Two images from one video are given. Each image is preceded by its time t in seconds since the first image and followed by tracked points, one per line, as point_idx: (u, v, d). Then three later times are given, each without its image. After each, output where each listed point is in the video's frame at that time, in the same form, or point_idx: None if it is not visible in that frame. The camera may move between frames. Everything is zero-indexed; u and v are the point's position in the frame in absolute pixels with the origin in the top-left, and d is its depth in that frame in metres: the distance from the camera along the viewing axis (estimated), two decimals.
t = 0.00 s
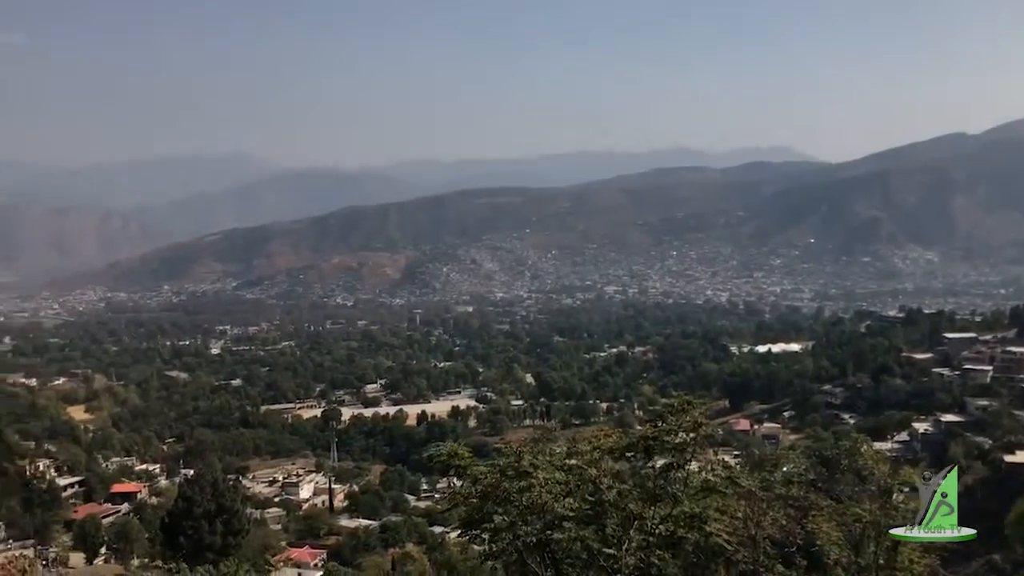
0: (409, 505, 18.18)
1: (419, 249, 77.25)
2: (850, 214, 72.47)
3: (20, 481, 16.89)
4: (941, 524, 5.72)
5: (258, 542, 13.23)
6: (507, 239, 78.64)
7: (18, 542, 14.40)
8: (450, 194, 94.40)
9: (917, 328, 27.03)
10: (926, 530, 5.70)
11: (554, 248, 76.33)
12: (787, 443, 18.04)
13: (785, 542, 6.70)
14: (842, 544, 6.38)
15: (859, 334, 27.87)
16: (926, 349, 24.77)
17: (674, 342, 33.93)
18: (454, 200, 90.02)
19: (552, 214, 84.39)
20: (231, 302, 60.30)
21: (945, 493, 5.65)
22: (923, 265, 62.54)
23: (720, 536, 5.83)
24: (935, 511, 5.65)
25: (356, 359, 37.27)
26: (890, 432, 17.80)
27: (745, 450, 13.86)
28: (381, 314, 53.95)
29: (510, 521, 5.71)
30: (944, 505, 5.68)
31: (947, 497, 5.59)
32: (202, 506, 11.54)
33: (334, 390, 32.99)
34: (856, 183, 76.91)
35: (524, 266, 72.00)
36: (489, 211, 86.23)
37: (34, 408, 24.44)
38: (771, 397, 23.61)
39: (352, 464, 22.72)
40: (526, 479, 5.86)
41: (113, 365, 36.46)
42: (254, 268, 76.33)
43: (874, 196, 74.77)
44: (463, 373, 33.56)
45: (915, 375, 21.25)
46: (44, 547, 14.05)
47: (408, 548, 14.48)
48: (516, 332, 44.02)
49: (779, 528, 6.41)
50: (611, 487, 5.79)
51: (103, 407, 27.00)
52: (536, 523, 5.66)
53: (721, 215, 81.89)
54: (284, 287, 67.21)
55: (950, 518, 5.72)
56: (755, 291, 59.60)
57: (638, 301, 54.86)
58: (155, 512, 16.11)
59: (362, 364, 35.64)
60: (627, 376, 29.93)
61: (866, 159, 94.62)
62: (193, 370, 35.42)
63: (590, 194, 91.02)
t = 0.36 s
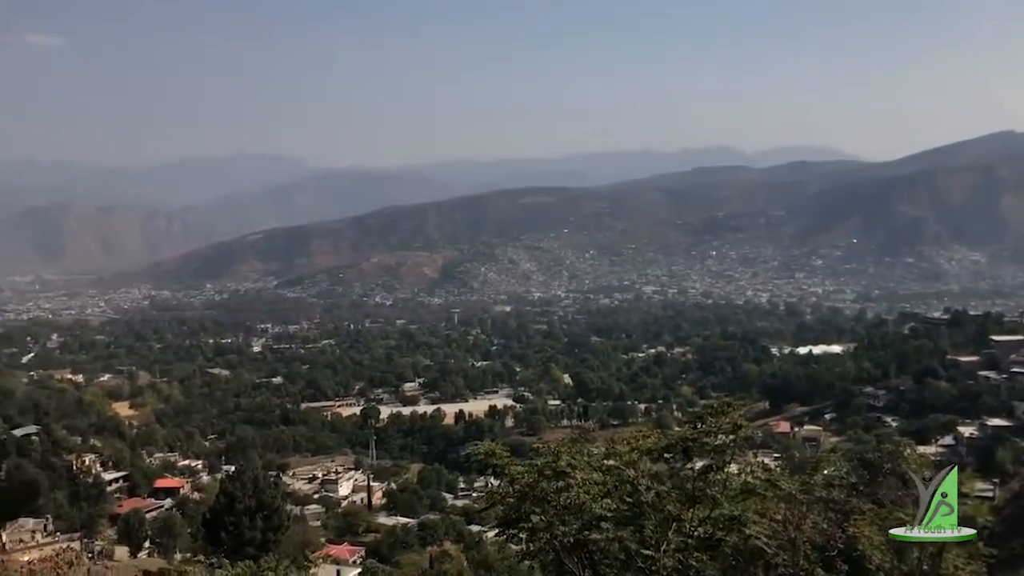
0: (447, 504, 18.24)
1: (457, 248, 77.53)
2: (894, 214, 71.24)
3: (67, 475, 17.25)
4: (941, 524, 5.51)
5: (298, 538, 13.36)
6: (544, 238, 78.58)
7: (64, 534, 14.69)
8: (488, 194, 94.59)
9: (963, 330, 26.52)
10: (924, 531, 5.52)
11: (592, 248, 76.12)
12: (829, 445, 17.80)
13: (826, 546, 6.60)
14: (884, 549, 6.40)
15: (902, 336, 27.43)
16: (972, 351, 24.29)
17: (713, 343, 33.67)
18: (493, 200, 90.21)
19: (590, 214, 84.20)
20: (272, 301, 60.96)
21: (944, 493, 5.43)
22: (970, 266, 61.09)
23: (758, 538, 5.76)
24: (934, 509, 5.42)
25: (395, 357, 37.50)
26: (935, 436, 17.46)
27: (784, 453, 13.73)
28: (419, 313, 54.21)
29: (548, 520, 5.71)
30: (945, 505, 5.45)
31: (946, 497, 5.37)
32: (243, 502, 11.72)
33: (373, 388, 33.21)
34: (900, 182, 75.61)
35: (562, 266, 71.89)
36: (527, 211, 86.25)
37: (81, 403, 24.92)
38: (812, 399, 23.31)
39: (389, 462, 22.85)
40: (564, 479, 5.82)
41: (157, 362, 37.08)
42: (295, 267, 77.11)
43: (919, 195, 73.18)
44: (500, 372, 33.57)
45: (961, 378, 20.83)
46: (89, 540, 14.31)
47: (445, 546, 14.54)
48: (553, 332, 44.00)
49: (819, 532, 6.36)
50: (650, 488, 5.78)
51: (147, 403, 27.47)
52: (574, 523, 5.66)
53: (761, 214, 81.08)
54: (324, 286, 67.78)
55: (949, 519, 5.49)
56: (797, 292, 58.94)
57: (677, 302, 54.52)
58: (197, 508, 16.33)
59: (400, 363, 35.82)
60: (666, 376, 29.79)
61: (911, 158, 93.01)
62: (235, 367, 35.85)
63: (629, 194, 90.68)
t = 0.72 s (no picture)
0: (485, 503, 18.27)
1: (495, 249, 77.64)
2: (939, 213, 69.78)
3: (112, 471, 17.57)
4: (941, 523, 5.33)
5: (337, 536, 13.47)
6: (583, 239, 78.37)
7: (110, 529, 14.97)
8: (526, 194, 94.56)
9: (1010, 333, 25.97)
10: (923, 530, 5.35)
11: (630, 248, 75.77)
12: (871, 448, 17.56)
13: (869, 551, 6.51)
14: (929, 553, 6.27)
15: (947, 338, 26.93)
16: (1020, 354, 23.76)
17: (753, 345, 33.34)
18: (531, 201, 90.15)
19: (628, 214, 83.81)
20: (313, 300, 61.51)
21: (943, 493, 5.25)
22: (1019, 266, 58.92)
23: (799, 543, 5.69)
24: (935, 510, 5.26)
25: (433, 357, 37.65)
26: (981, 441, 17.10)
27: (825, 455, 13.56)
28: (457, 313, 54.36)
29: (586, 521, 5.73)
30: (944, 505, 5.28)
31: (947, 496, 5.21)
32: (283, 499, 11.83)
33: (411, 387, 33.38)
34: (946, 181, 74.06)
35: (600, 266, 71.64)
36: (565, 211, 86.10)
37: (126, 401, 25.37)
38: (853, 401, 23.00)
39: (427, 461, 22.94)
40: (602, 480, 5.82)
41: (200, 360, 37.65)
42: (334, 267, 77.73)
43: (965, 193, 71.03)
44: (538, 372, 33.53)
45: (1008, 381, 20.38)
46: (134, 535, 14.56)
47: (483, 545, 14.57)
48: (591, 333, 43.88)
49: (860, 537, 6.28)
50: (689, 490, 5.75)
51: (190, 400, 27.87)
52: (612, 525, 5.67)
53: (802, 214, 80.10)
54: (363, 286, 68.24)
55: (947, 518, 5.29)
56: (838, 293, 58.14)
57: (716, 303, 54.08)
58: (238, 504, 16.54)
59: (438, 363, 35.95)
60: (705, 378, 29.58)
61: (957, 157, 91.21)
62: (276, 366, 36.26)
63: (668, 193, 90.13)
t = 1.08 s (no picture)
0: (518, 504, 18.28)
1: (528, 250, 77.73)
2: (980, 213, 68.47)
3: (150, 470, 17.84)
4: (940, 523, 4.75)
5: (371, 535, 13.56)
6: (616, 240, 78.21)
7: (148, 526, 15.19)
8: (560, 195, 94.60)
9: None
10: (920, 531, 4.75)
11: (664, 248, 75.48)
12: (909, 451, 17.32)
13: (908, 555, 6.40)
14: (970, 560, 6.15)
15: (988, 340, 26.46)
16: None
17: (789, 346, 33.06)
18: (564, 201, 90.22)
19: (662, 214, 83.52)
20: (347, 301, 61.99)
21: (945, 493, 4.70)
22: None
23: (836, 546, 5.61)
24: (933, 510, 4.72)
25: (466, 357, 37.82)
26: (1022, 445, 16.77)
27: (864, 458, 13.42)
28: (490, 314, 54.54)
29: (620, 523, 5.76)
30: (943, 505, 4.72)
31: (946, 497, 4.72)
32: (318, 499, 11.93)
33: (444, 388, 33.54)
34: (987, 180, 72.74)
35: (634, 267, 71.42)
36: (599, 212, 85.99)
37: (164, 399, 25.76)
38: (891, 404, 22.71)
39: (460, 462, 23.02)
40: (637, 482, 5.86)
41: (236, 359, 38.13)
42: (369, 268, 78.31)
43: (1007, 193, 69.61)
44: (571, 374, 33.50)
45: None
46: (171, 533, 14.76)
47: (516, 547, 14.57)
48: (624, 334, 43.80)
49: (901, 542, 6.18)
50: (724, 493, 5.73)
51: (227, 399, 28.25)
52: (646, 526, 5.68)
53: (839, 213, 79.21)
54: (397, 287, 68.64)
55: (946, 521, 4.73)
56: (875, 294, 57.46)
57: (751, 304, 53.70)
58: (273, 503, 16.70)
59: (471, 363, 36.09)
60: (740, 380, 29.39)
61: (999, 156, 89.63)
62: (311, 366, 36.61)
63: (702, 194, 89.65)
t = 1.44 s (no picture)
0: (556, 506, 18.26)
1: (566, 251, 77.61)
2: None
3: (193, 468, 18.13)
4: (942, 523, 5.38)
5: (411, 534, 13.68)
6: (654, 241, 77.80)
7: (191, 524, 15.43)
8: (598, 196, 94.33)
9: None
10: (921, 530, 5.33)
11: (703, 249, 74.93)
12: (955, 455, 17.02)
13: (952, 561, 6.31)
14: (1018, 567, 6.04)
15: None
16: None
17: (831, 348, 32.63)
18: (602, 202, 89.93)
19: (701, 215, 82.89)
20: (387, 302, 62.36)
21: (945, 493, 5.29)
22: None
23: (879, 551, 5.56)
24: (933, 510, 5.34)
25: (504, 359, 37.83)
26: None
27: (910, 462, 13.21)
28: (529, 315, 54.54)
29: (659, 526, 5.73)
30: (944, 505, 5.32)
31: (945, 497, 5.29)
32: (358, 498, 12.05)
33: (483, 389, 33.59)
34: None
35: (673, 268, 70.95)
36: (637, 213, 85.60)
37: (207, 399, 26.13)
38: (936, 408, 22.31)
39: (499, 463, 23.04)
40: (676, 485, 5.87)
41: (277, 360, 38.56)
42: (408, 269, 78.71)
43: None
44: (609, 376, 33.36)
45: None
46: (214, 531, 14.99)
47: (554, 549, 14.56)
48: (664, 336, 43.54)
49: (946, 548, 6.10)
50: (765, 497, 5.71)
51: (268, 399, 28.57)
52: (686, 529, 5.65)
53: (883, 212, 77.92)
54: (436, 288, 68.93)
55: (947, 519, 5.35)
56: (920, 296, 56.51)
57: (792, 305, 53.09)
58: (314, 502, 16.90)
59: (510, 365, 36.12)
60: (781, 382, 29.07)
61: None
62: (351, 367, 36.90)
63: (742, 194, 88.80)
